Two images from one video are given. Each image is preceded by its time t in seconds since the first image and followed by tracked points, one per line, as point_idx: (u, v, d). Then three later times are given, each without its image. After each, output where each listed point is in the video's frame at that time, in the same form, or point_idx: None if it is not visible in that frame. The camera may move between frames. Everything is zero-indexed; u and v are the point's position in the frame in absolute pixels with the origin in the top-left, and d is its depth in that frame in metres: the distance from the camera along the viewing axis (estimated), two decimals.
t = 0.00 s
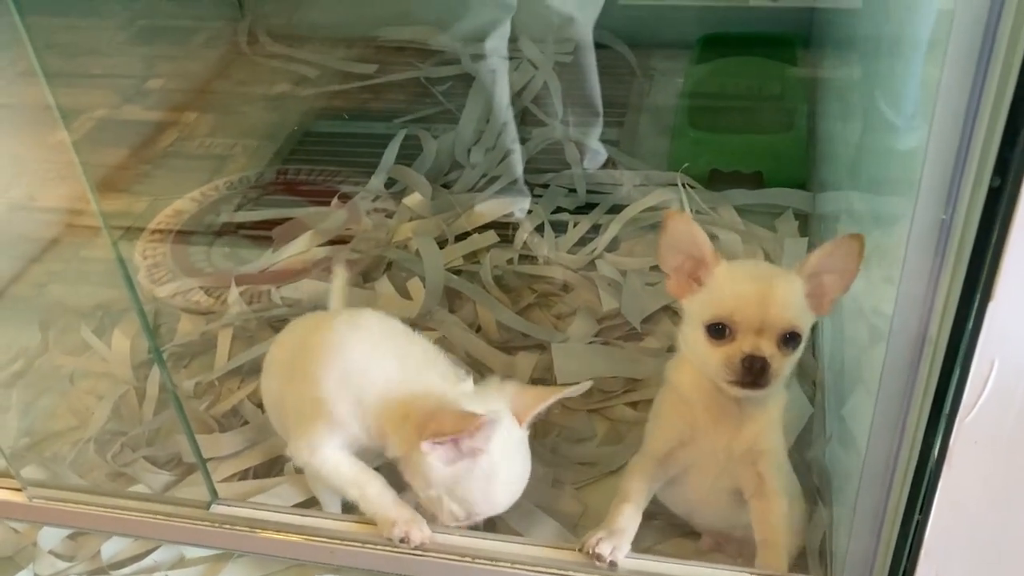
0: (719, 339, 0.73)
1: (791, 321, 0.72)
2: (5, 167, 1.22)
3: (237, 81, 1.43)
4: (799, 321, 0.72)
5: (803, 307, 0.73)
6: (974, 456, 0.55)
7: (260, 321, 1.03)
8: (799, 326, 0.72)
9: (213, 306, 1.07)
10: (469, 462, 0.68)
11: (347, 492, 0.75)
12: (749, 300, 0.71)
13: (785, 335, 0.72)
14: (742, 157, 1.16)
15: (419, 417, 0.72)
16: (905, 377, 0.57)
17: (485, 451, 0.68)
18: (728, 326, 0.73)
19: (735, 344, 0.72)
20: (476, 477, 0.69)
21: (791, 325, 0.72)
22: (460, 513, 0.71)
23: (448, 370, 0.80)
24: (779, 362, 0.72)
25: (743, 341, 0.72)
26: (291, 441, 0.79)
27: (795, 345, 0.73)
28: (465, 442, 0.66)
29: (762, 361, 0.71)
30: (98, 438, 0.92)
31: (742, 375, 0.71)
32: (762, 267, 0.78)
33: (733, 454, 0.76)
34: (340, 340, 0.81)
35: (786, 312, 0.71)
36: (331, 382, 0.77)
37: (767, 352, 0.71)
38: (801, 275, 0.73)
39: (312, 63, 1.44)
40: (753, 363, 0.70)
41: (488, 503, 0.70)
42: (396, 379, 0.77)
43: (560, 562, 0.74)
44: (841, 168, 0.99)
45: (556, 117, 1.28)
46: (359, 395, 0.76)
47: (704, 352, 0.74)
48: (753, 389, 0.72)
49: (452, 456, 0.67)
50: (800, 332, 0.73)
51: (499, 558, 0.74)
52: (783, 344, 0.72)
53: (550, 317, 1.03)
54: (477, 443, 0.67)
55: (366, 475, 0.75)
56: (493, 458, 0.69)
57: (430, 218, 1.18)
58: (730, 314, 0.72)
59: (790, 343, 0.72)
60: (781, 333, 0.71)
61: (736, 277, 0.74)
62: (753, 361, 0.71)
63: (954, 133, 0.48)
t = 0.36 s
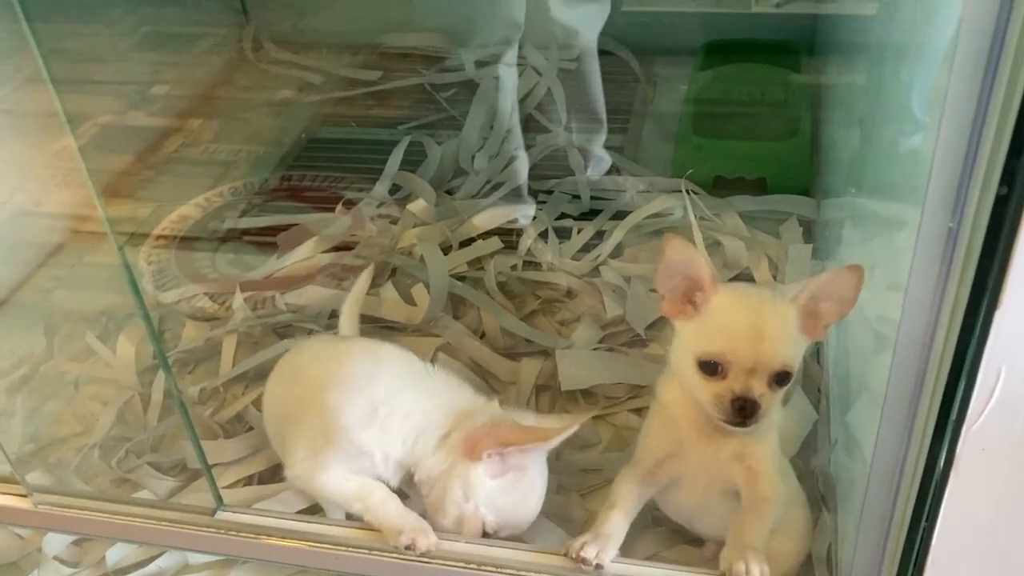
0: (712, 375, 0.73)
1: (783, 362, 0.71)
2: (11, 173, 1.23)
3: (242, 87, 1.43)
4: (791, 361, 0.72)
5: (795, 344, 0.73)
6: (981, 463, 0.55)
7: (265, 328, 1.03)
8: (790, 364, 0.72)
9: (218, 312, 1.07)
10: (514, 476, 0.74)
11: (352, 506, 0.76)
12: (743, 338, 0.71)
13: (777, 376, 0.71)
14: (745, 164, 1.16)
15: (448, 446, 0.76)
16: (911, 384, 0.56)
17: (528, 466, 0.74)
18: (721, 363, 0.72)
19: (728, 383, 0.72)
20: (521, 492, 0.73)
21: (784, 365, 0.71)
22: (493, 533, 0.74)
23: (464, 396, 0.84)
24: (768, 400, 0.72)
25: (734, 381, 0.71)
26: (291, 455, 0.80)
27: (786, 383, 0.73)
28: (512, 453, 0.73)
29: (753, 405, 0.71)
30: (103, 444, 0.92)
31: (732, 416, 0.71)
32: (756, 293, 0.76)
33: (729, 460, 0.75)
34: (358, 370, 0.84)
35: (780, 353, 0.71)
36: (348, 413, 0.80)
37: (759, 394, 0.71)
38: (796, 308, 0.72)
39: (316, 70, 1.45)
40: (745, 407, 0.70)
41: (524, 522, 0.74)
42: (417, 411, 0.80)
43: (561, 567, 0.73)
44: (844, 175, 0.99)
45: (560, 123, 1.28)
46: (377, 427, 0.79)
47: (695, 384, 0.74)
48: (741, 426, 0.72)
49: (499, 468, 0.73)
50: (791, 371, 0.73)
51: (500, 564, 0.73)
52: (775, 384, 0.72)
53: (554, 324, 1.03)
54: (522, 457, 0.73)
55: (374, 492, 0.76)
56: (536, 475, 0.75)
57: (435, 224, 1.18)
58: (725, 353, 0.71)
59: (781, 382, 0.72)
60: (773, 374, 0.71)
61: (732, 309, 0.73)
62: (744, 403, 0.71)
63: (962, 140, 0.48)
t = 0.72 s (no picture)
0: (724, 378, 0.73)
1: (795, 365, 0.72)
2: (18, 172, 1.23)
3: (248, 88, 1.43)
4: (806, 365, 0.72)
5: (811, 350, 0.73)
6: (991, 457, 0.55)
7: (272, 326, 1.04)
8: (803, 369, 0.72)
9: (225, 310, 1.07)
10: (503, 441, 0.69)
11: (359, 498, 0.75)
12: (754, 341, 0.71)
13: (790, 379, 0.72)
14: (751, 163, 1.16)
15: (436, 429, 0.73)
16: (919, 378, 0.56)
17: (517, 428, 0.69)
18: (733, 365, 0.73)
19: (739, 386, 0.72)
20: (514, 455, 0.69)
21: (796, 369, 0.72)
22: (501, 501, 0.71)
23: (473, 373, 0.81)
24: (780, 406, 0.72)
25: (744, 385, 0.72)
26: (302, 446, 0.79)
27: (801, 387, 0.73)
28: (496, 421, 0.68)
29: (763, 408, 0.71)
30: (110, 440, 0.92)
31: (741, 419, 0.72)
32: (778, 297, 0.77)
33: (742, 460, 0.75)
34: (364, 355, 0.81)
35: (792, 357, 0.71)
36: (359, 403, 0.77)
37: (769, 397, 0.71)
38: (813, 313, 0.73)
39: (322, 70, 1.45)
40: (753, 410, 0.71)
41: (530, 484, 0.71)
42: (428, 385, 0.77)
43: (570, 563, 0.74)
44: (850, 175, 0.99)
45: (566, 123, 1.28)
46: (392, 413, 0.76)
47: (709, 385, 0.75)
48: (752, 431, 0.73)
49: (485, 437, 0.69)
50: (806, 376, 0.73)
51: (510, 558, 0.75)
52: (787, 389, 0.72)
53: (560, 322, 1.03)
54: (507, 421, 0.68)
55: (383, 484, 0.76)
56: (529, 434, 0.70)
57: (441, 223, 1.18)
58: (736, 355, 0.72)
59: (795, 386, 0.72)
60: (785, 378, 0.71)
61: (746, 310, 0.73)
62: (753, 406, 0.71)
63: (972, 134, 0.48)
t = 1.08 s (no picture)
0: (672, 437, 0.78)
1: (709, 425, 0.73)
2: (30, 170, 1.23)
3: (256, 86, 1.44)
4: (728, 420, 0.73)
5: (739, 404, 0.73)
6: (1007, 448, 0.55)
7: (282, 322, 1.05)
8: (727, 426, 0.73)
9: (235, 307, 1.08)
10: (531, 454, 0.69)
11: (376, 489, 0.76)
12: (666, 403, 0.74)
13: (716, 437, 0.73)
14: (761, 162, 1.16)
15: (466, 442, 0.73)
16: (933, 373, 0.57)
17: (541, 440, 0.69)
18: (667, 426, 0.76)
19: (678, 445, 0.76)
20: (546, 468, 0.70)
21: (715, 427, 0.73)
22: (540, 513, 0.72)
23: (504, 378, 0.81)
24: (719, 459, 0.74)
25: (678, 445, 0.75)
26: (322, 431, 0.79)
27: (740, 438, 0.73)
28: (517, 436, 0.67)
29: (695, 467, 0.74)
30: (121, 435, 0.93)
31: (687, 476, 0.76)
32: (715, 344, 0.76)
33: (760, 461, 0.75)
34: (396, 354, 0.81)
35: (699, 416, 0.72)
36: (385, 400, 0.78)
37: (699, 455, 0.74)
38: (736, 363, 0.74)
39: (330, 68, 1.46)
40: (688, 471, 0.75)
41: (567, 492, 0.71)
42: (457, 390, 0.77)
43: (585, 559, 0.74)
44: (859, 174, 0.99)
45: (575, 122, 1.28)
46: (418, 416, 0.77)
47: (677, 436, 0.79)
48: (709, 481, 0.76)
49: (513, 454, 0.69)
50: (742, 429, 0.73)
51: (524, 553, 0.74)
52: (718, 444, 0.73)
53: (569, 321, 1.03)
54: (529, 435, 0.68)
55: (399, 480, 0.76)
56: (554, 444, 0.70)
57: (450, 220, 1.19)
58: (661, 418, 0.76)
59: (728, 442, 0.73)
60: (708, 437, 0.73)
61: (668, 368, 0.76)
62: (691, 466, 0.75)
63: (990, 128, 0.48)
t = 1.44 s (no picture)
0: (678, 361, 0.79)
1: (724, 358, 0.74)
2: (40, 163, 1.24)
3: (265, 82, 1.45)
4: (737, 359, 0.74)
5: (756, 352, 0.73)
6: (1014, 433, 0.55)
7: (291, 313, 1.06)
8: (735, 365, 0.74)
9: (245, 298, 1.09)
10: (539, 432, 0.70)
11: (387, 466, 0.76)
12: (686, 327, 0.76)
13: (724, 372, 0.75)
14: (768, 156, 1.16)
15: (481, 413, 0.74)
16: (940, 357, 0.57)
17: (548, 417, 0.70)
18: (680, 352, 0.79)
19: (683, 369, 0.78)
20: (553, 445, 0.70)
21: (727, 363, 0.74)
22: (547, 492, 0.71)
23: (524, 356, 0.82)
24: (719, 393, 0.76)
25: (686, 368, 0.77)
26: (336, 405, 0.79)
27: (742, 380, 0.75)
28: (526, 414, 0.68)
29: (694, 392, 0.76)
30: (131, 424, 0.94)
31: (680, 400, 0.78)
32: (751, 292, 0.76)
33: (760, 440, 0.77)
34: (419, 329, 0.82)
35: (715, 350, 0.74)
36: (423, 353, 0.80)
37: (703, 382, 0.76)
38: (766, 319, 0.73)
39: (339, 63, 1.46)
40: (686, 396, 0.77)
41: (575, 470, 0.71)
42: (476, 362, 0.78)
43: (593, 542, 0.75)
44: (866, 169, 1.00)
45: (583, 116, 1.29)
46: (440, 373, 0.78)
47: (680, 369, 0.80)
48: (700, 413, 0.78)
49: (520, 432, 0.69)
50: (748, 372, 0.74)
51: (531, 536, 0.76)
52: (725, 380, 0.75)
53: (577, 313, 1.03)
54: (537, 413, 0.69)
55: (411, 456, 0.76)
56: (563, 421, 0.70)
57: (459, 213, 1.19)
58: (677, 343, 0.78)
59: (731, 380, 0.75)
60: (719, 369, 0.75)
61: (702, 297, 0.77)
62: (689, 391, 0.77)
63: (998, 111, 0.48)
